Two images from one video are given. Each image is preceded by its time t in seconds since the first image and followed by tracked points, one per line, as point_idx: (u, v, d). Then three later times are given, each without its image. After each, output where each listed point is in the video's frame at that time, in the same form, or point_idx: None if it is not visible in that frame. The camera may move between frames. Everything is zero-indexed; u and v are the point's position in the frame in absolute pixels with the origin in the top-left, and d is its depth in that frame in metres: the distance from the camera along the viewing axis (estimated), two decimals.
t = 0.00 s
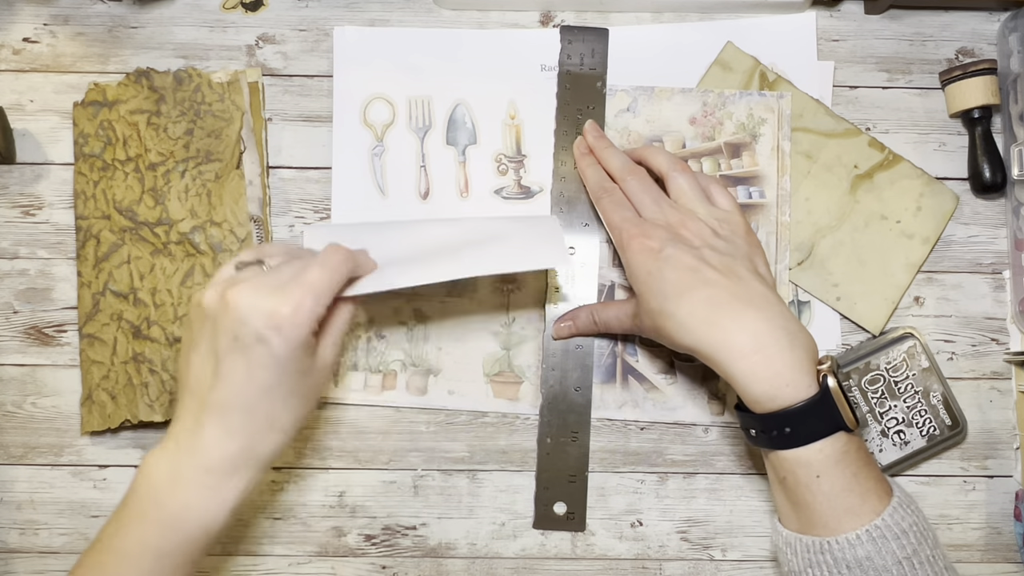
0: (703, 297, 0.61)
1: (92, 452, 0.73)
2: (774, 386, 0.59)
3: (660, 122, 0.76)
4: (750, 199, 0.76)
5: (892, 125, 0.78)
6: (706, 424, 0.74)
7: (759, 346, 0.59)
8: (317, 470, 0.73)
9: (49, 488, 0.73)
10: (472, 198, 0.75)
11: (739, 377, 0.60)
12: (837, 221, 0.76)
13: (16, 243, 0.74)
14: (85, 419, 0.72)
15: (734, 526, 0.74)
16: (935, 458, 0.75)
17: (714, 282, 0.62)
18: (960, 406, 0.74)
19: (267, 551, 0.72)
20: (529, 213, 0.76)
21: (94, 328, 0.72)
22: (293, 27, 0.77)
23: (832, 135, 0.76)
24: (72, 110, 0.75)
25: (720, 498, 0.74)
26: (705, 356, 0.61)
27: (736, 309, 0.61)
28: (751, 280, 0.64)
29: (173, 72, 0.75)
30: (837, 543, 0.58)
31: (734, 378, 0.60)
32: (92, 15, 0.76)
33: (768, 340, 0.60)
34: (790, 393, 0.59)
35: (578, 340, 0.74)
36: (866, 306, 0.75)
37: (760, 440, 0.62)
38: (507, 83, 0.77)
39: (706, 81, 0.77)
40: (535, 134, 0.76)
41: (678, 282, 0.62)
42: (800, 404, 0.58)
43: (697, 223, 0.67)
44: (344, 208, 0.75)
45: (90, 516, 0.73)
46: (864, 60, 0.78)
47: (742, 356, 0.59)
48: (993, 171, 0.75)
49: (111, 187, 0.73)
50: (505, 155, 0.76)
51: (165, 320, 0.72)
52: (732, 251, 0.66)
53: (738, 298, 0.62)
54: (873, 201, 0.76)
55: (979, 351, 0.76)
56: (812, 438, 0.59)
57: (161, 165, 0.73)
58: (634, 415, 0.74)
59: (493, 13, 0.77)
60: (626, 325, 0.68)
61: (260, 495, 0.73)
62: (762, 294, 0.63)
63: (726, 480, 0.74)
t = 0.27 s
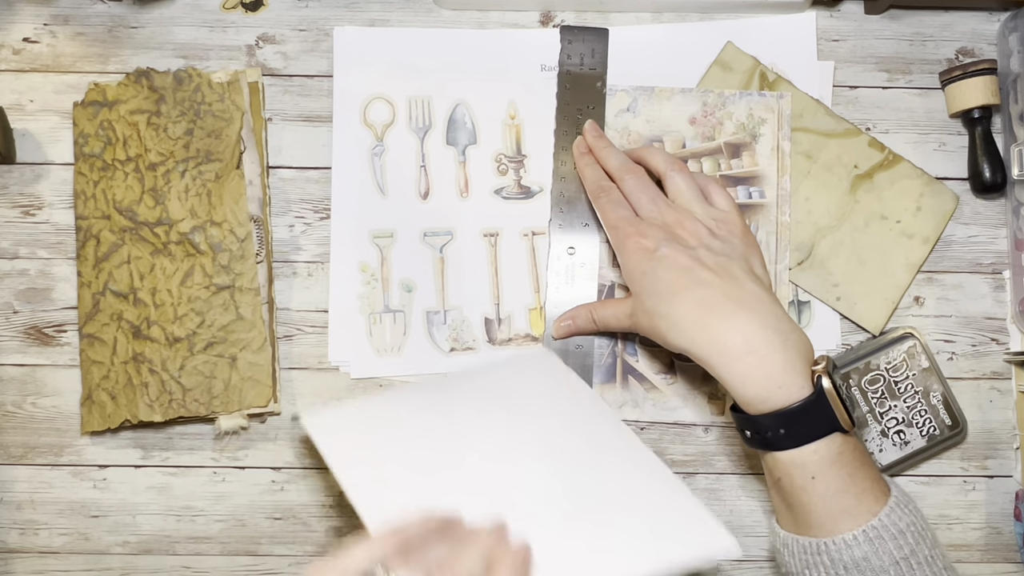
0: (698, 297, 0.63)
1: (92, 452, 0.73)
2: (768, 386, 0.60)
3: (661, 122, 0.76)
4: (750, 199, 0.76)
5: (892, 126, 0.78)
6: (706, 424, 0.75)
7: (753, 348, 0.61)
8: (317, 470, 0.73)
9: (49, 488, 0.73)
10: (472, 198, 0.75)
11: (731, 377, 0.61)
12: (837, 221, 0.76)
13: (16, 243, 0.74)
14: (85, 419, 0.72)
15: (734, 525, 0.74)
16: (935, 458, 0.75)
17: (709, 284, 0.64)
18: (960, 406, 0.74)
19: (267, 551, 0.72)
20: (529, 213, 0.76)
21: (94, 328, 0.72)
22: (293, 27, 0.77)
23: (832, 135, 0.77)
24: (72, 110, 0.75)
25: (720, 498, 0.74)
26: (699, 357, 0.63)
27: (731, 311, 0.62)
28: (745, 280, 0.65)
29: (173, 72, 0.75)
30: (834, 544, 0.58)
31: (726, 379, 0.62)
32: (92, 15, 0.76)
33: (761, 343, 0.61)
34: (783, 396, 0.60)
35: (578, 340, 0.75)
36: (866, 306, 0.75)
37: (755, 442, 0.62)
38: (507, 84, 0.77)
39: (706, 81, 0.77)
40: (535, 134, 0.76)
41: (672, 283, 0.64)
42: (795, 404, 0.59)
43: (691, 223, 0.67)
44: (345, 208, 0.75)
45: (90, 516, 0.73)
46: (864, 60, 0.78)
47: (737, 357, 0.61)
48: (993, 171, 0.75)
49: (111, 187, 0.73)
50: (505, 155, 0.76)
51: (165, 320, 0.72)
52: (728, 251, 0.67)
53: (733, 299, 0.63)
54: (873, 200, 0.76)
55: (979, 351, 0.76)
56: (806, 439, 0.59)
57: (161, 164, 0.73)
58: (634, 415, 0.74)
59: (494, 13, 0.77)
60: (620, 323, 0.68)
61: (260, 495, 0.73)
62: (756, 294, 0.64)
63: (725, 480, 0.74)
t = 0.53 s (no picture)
0: (698, 305, 0.62)
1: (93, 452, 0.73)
2: (769, 399, 0.59)
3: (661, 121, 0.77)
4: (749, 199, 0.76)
5: (892, 126, 0.78)
6: (707, 424, 0.74)
7: (753, 358, 0.60)
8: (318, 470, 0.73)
9: (50, 488, 0.73)
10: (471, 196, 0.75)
11: (732, 389, 0.60)
12: (837, 221, 0.76)
13: (16, 243, 0.74)
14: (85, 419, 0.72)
15: (734, 525, 0.74)
16: (935, 458, 0.75)
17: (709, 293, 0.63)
18: (960, 406, 0.74)
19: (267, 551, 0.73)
20: (529, 213, 0.76)
21: (95, 328, 0.72)
22: (293, 27, 0.77)
23: (832, 135, 0.77)
24: (72, 110, 0.75)
25: (720, 498, 0.74)
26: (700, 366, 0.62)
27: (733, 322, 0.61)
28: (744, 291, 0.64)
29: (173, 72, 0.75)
30: (835, 553, 0.56)
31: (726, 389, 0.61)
32: (92, 15, 0.76)
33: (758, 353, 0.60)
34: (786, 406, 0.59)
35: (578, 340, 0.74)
36: (866, 306, 0.75)
37: (755, 454, 0.61)
38: (507, 84, 0.77)
39: (706, 81, 0.77)
40: (534, 134, 0.76)
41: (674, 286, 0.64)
42: (795, 416, 0.59)
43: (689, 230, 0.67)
44: (345, 208, 0.75)
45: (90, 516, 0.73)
46: (864, 60, 0.78)
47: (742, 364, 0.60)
48: (993, 171, 0.75)
49: (111, 187, 0.73)
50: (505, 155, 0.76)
51: (165, 320, 0.72)
52: (726, 264, 0.66)
53: (733, 308, 0.62)
54: (873, 201, 0.76)
55: (979, 351, 0.76)
56: (805, 448, 0.59)
57: (161, 164, 0.73)
58: (634, 415, 0.74)
59: (493, 13, 0.77)
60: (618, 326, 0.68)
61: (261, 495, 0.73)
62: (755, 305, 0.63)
63: (726, 480, 0.74)
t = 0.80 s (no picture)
0: (705, 481, 0.59)
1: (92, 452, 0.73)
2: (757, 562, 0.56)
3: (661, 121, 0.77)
4: (749, 199, 0.76)
5: (892, 126, 0.78)
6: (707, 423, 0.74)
7: (757, 559, 0.56)
8: (317, 470, 0.73)
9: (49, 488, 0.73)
10: (471, 196, 0.75)
11: None
12: (837, 221, 0.76)
13: (16, 243, 0.74)
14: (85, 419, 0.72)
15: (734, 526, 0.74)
16: (935, 458, 0.75)
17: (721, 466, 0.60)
18: (960, 406, 0.74)
19: (267, 551, 0.72)
20: (529, 213, 0.76)
21: (94, 328, 0.72)
22: (293, 27, 0.77)
23: (832, 135, 0.77)
24: (72, 110, 0.75)
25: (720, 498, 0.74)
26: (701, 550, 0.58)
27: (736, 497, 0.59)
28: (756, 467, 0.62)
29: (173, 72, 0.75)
30: None
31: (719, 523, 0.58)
32: (92, 15, 0.76)
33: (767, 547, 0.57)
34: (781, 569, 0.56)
35: (578, 340, 0.74)
36: (865, 307, 0.75)
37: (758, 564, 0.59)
38: (507, 83, 0.77)
39: (706, 81, 0.77)
40: (534, 134, 0.76)
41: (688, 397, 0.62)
42: None
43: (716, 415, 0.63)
44: (344, 208, 0.75)
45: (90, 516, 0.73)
46: (864, 60, 0.78)
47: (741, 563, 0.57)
48: (993, 171, 0.75)
49: (111, 187, 0.73)
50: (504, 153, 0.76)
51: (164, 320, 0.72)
52: (741, 443, 0.63)
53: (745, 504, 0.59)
54: (873, 200, 0.76)
55: (979, 351, 0.76)
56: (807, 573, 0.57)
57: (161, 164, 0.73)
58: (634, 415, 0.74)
59: (493, 13, 0.77)
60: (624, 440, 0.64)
61: (260, 495, 0.73)
62: (762, 488, 0.61)
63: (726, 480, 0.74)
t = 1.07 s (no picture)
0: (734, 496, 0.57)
1: (92, 452, 0.73)
2: None
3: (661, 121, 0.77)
4: (749, 199, 0.76)
5: (892, 125, 0.78)
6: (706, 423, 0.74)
7: None
8: (317, 470, 0.73)
9: (49, 488, 0.73)
10: (471, 196, 0.75)
11: None
12: (837, 221, 0.76)
13: (16, 243, 0.74)
14: (85, 419, 0.72)
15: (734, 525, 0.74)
16: (935, 458, 0.75)
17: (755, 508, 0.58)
18: (960, 406, 0.74)
19: (267, 551, 0.72)
20: (529, 213, 0.76)
21: (94, 328, 0.72)
22: (293, 27, 0.77)
23: (831, 135, 0.77)
24: (72, 110, 0.75)
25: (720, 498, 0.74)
26: (711, 559, 0.56)
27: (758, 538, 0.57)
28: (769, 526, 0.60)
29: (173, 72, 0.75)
30: None
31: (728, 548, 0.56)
32: (92, 15, 0.76)
33: None
34: None
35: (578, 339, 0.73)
36: (865, 307, 0.75)
37: None
38: (507, 83, 0.77)
39: (706, 81, 0.77)
40: (534, 134, 0.76)
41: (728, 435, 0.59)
42: None
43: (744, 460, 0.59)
44: (344, 208, 0.75)
45: (90, 516, 0.73)
46: (864, 60, 0.78)
47: None
48: (993, 171, 0.75)
49: (111, 187, 0.73)
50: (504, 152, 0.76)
51: (164, 320, 0.72)
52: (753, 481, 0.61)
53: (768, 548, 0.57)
54: (873, 200, 0.76)
55: (979, 351, 0.76)
56: None
57: (161, 164, 0.73)
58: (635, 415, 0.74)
59: (493, 13, 0.77)
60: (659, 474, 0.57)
61: (260, 495, 0.73)
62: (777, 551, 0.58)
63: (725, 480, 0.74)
